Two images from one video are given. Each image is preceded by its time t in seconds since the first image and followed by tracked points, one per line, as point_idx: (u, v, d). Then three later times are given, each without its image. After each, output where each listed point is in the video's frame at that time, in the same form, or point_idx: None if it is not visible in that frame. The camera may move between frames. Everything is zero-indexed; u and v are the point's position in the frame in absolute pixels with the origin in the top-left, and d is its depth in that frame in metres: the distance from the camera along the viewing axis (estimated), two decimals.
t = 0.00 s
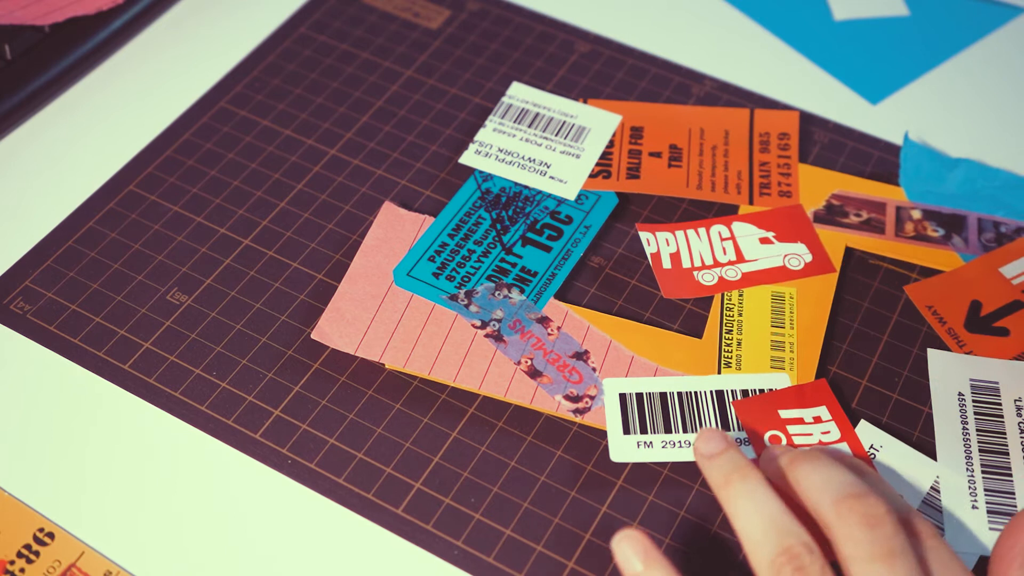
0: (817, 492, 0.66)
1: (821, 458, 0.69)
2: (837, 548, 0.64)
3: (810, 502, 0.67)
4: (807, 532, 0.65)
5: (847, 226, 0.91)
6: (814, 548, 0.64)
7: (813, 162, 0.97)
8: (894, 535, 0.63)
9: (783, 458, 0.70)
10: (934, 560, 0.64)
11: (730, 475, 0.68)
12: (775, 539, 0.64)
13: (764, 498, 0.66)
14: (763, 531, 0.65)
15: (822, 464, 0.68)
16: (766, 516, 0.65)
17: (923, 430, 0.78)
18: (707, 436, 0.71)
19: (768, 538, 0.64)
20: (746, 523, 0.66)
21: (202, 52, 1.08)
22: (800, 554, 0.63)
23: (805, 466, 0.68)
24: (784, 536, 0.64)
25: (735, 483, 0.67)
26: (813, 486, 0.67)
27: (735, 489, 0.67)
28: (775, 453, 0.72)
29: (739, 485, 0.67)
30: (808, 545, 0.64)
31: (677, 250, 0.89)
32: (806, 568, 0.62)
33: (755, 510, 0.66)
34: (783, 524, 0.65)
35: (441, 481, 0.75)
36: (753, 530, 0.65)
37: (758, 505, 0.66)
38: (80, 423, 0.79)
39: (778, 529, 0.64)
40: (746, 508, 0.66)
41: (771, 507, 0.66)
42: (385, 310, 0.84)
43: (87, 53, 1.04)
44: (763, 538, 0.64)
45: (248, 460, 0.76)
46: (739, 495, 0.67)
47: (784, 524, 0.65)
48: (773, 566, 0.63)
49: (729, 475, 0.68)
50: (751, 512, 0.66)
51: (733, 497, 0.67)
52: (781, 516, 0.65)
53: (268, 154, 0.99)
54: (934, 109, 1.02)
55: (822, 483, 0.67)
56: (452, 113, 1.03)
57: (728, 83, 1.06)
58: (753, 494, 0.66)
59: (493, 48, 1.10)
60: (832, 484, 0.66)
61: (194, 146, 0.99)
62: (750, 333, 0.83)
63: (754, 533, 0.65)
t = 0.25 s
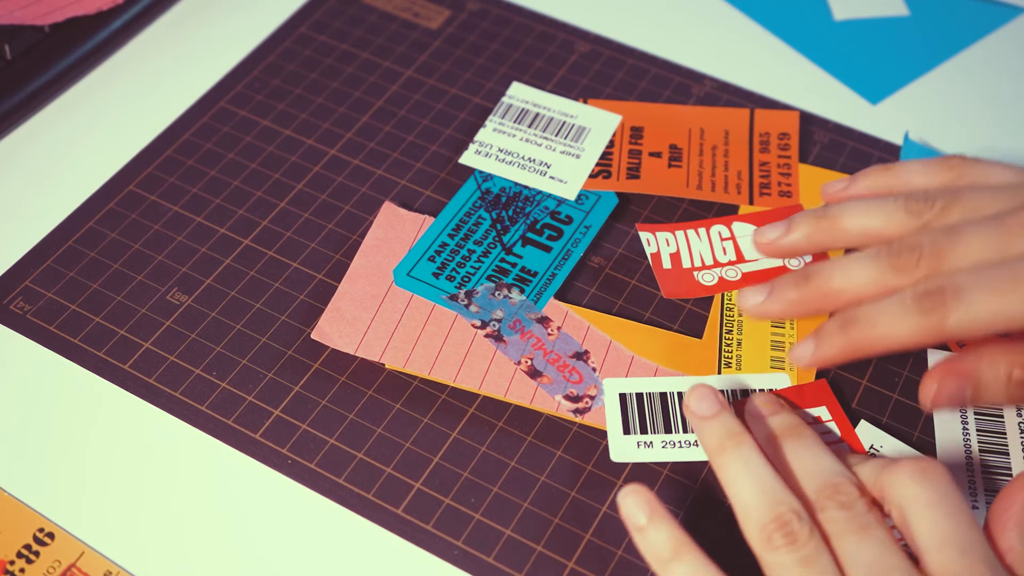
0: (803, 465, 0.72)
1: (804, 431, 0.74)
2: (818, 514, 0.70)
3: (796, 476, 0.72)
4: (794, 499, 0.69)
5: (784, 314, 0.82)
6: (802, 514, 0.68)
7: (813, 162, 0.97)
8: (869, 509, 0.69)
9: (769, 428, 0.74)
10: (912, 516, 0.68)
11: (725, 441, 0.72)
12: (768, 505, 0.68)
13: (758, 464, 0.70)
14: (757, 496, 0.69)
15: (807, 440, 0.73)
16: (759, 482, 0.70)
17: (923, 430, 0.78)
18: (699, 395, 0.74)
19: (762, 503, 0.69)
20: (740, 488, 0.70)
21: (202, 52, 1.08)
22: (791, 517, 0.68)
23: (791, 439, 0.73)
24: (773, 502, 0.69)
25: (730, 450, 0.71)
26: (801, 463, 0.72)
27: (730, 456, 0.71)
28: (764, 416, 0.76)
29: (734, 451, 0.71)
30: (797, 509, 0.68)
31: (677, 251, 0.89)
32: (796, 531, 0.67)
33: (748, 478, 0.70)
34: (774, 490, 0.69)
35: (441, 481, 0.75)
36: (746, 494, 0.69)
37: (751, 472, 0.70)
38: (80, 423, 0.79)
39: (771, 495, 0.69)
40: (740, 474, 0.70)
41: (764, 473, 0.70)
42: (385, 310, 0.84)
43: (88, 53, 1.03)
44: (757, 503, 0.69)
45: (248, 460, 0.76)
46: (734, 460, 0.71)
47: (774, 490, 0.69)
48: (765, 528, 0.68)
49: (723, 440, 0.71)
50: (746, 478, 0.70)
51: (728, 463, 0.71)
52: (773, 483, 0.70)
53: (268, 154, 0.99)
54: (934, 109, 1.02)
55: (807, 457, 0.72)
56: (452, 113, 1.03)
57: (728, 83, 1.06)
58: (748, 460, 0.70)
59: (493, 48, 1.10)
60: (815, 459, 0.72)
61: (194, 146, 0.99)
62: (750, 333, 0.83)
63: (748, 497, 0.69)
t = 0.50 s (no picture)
0: (767, 479, 0.72)
1: (765, 444, 0.74)
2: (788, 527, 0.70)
3: (763, 491, 0.72)
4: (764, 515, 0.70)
5: (736, 278, 0.84)
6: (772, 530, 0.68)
7: (813, 163, 0.97)
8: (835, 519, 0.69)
9: (729, 443, 0.74)
10: (912, 506, 0.67)
11: (688, 464, 0.72)
12: (738, 525, 0.69)
13: (724, 484, 0.70)
14: (727, 517, 0.69)
15: (767, 453, 0.73)
16: (727, 502, 0.70)
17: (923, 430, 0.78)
18: (660, 419, 0.74)
19: (732, 523, 0.69)
20: (710, 510, 0.70)
21: (202, 52, 1.08)
22: (761, 536, 0.68)
23: (751, 454, 0.73)
24: (744, 521, 0.69)
25: (695, 473, 0.71)
26: (765, 478, 0.72)
27: (696, 478, 0.71)
28: (719, 425, 0.75)
29: (699, 473, 0.71)
30: (766, 526, 0.69)
31: (677, 251, 0.89)
32: (768, 548, 0.68)
33: (718, 496, 0.70)
34: (742, 509, 0.69)
35: (441, 481, 0.75)
36: (716, 515, 0.69)
37: (718, 492, 0.70)
38: (80, 423, 0.79)
39: (739, 514, 0.69)
40: (709, 494, 0.70)
41: (731, 493, 0.70)
42: (386, 310, 0.84)
43: (88, 53, 1.03)
44: (727, 523, 0.69)
45: (248, 460, 0.76)
46: (700, 483, 0.71)
47: (742, 508, 0.69)
48: (737, 548, 0.68)
49: (688, 464, 0.71)
50: (714, 498, 0.70)
51: (694, 486, 0.71)
52: (741, 502, 0.70)
53: (268, 154, 0.99)
54: (934, 109, 1.02)
55: (769, 471, 0.72)
56: (452, 113, 1.03)
57: (728, 83, 1.06)
58: (714, 480, 0.70)
59: (493, 48, 1.10)
60: (778, 473, 0.72)
61: (194, 146, 0.99)
62: (750, 334, 0.83)
63: (719, 518, 0.69)
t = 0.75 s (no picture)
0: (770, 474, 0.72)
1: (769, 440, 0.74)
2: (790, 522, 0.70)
3: (766, 486, 0.72)
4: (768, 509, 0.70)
5: (732, 246, 0.86)
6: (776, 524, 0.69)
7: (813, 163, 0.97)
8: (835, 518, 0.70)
9: (734, 438, 0.75)
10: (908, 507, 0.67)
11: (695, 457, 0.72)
12: (743, 518, 0.69)
13: (730, 477, 0.70)
14: (732, 510, 0.69)
15: (771, 449, 0.74)
16: (732, 495, 0.70)
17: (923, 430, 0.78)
18: (672, 413, 0.74)
19: (736, 516, 0.69)
20: (715, 502, 0.70)
21: (202, 52, 1.08)
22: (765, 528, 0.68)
23: (755, 449, 0.74)
24: (747, 513, 0.69)
25: (702, 465, 0.71)
26: (767, 473, 0.72)
27: (702, 470, 0.71)
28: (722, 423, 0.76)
29: (705, 466, 0.71)
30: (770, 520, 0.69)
31: (677, 251, 0.89)
32: (771, 541, 0.68)
33: (721, 489, 0.70)
34: (747, 502, 0.69)
35: (441, 481, 0.75)
36: (721, 508, 0.70)
37: (724, 485, 0.70)
38: (80, 424, 0.79)
39: (744, 507, 0.69)
40: (715, 487, 0.70)
41: (737, 486, 0.70)
42: (386, 310, 0.84)
43: (87, 53, 1.03)
44: (732, 516, 0.69)
45: (248, 460, 0.76)
46: (707, 475, 0.71)
47: (747, 501, 0.69)
48: (741, 540, 0.68)
49: (695, 457, 0.72)
50: (720, 491, 0.70)
51: (701, 478, 0.71)
52: (746, 495, 0.70)
53: (268, 154, 0.99)
54: (933, 109, 1.03)
55: (772, 467, 0.73)
56: (452, 113, 1.03)
57: (728, 84, 1.06)
58: (719, 474, 0.71)
59: (493, 48, 1.10)
60: (781, 469, 0.72)
61: (194, 146, 0.99)
62: (750, 334, 0.83)
63: (724, 511, 0.69)
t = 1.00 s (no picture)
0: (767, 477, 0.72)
1: (765, 441, 0.74)
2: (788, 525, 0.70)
3: (764, 488, 0.72)
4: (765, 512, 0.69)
5: (754, 244, 0.85)
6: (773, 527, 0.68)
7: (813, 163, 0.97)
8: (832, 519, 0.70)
9: (730, 440, 0.74)
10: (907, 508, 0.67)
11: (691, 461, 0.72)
12: (740, 522, 0.69)
13: (726, 482, 0.70)
14: (729, 514, 0.69)
15: (767, 450, 0.73)
16: (729, 499, 0.70)
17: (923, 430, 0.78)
18: (667, 418, 0.74)
19: (733, 520, 0.69)
20: (713, 507, 0.70)
21: (201, 52, 1.08)
22: (763, 533, 0.68)
23: (751, 451, 0.73)
24: (745, 517, 0.69)
25: (698, 469, 0.71)
26: (765, 475, 0.72)
27: (699, 475, 0.71)
28: (719, 426, 0.76)
29: (701, 470, 0.71)
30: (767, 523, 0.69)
31: (677, 251, 0.89)
32: (769, 545, 0.67)
33: (719, 493, 0.70)
34: (744, 506, 0.69)
35: (441, 481, 0.75)
36: (718, 512, 0.69)
37: (720, 489, 0.70)
38: (80, 423, 0.78)
39: (741, 511, 0.69)
40: (712, 492, 0.70)
41: (734, 490, 0.70)
42: (385, 310, 0.84)
43: (87, 53, 1.03)
44: (729, 521, 0.69)
45: (248, 460, 0.76)
46: (703, 480, 0.71)
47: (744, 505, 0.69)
48: (738, 545, 0.68)
49: (691, 461, 0.71)
50: (717, 495, 0.70)
51: (698, 483, 0.71)
52: (743, 499, 0.70)
53: (268, 154, 0.99)
54: (933, 109, 1.03)
55: (770, 468, 0.72)
56: (452, 112, 1.03)
57: (729, 83, 1.06)
58: (716, 478, 0.70)
59: (493, 48, 1.10)
60: (778, 470, 0.72)
61: (194, 146, 0.99)
62: (750, 334, 0.83)
63: (722, 515, 0.69)
